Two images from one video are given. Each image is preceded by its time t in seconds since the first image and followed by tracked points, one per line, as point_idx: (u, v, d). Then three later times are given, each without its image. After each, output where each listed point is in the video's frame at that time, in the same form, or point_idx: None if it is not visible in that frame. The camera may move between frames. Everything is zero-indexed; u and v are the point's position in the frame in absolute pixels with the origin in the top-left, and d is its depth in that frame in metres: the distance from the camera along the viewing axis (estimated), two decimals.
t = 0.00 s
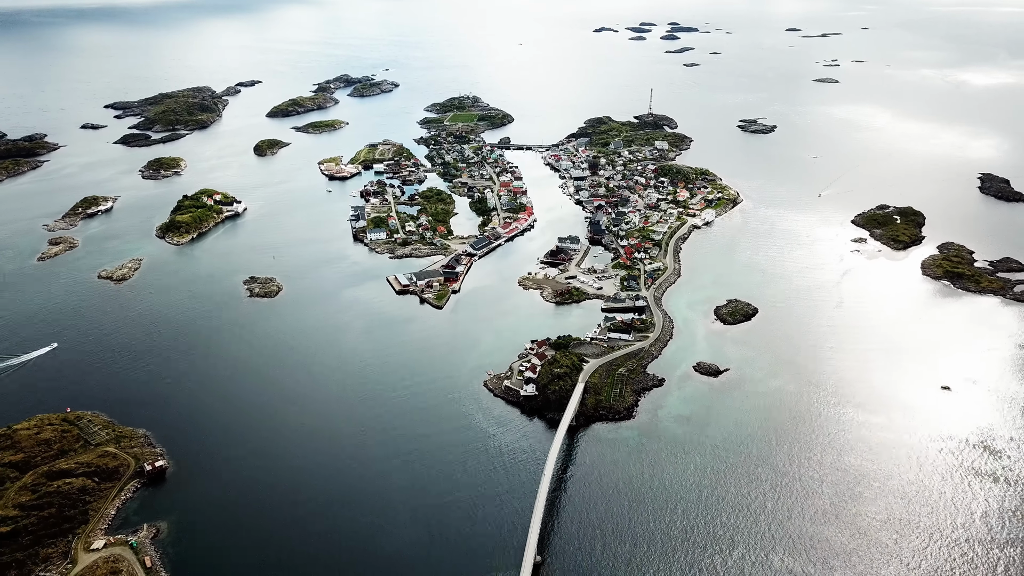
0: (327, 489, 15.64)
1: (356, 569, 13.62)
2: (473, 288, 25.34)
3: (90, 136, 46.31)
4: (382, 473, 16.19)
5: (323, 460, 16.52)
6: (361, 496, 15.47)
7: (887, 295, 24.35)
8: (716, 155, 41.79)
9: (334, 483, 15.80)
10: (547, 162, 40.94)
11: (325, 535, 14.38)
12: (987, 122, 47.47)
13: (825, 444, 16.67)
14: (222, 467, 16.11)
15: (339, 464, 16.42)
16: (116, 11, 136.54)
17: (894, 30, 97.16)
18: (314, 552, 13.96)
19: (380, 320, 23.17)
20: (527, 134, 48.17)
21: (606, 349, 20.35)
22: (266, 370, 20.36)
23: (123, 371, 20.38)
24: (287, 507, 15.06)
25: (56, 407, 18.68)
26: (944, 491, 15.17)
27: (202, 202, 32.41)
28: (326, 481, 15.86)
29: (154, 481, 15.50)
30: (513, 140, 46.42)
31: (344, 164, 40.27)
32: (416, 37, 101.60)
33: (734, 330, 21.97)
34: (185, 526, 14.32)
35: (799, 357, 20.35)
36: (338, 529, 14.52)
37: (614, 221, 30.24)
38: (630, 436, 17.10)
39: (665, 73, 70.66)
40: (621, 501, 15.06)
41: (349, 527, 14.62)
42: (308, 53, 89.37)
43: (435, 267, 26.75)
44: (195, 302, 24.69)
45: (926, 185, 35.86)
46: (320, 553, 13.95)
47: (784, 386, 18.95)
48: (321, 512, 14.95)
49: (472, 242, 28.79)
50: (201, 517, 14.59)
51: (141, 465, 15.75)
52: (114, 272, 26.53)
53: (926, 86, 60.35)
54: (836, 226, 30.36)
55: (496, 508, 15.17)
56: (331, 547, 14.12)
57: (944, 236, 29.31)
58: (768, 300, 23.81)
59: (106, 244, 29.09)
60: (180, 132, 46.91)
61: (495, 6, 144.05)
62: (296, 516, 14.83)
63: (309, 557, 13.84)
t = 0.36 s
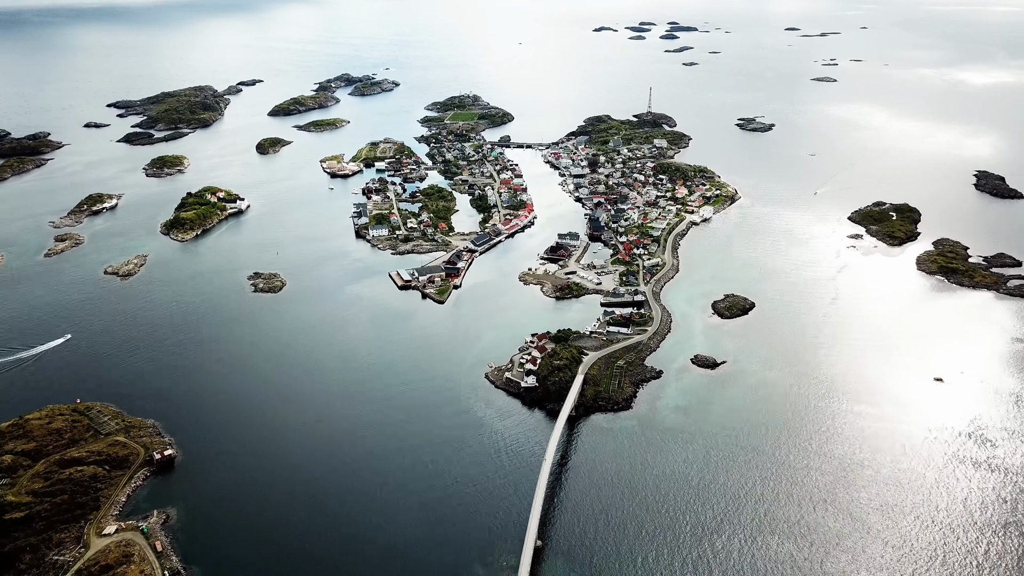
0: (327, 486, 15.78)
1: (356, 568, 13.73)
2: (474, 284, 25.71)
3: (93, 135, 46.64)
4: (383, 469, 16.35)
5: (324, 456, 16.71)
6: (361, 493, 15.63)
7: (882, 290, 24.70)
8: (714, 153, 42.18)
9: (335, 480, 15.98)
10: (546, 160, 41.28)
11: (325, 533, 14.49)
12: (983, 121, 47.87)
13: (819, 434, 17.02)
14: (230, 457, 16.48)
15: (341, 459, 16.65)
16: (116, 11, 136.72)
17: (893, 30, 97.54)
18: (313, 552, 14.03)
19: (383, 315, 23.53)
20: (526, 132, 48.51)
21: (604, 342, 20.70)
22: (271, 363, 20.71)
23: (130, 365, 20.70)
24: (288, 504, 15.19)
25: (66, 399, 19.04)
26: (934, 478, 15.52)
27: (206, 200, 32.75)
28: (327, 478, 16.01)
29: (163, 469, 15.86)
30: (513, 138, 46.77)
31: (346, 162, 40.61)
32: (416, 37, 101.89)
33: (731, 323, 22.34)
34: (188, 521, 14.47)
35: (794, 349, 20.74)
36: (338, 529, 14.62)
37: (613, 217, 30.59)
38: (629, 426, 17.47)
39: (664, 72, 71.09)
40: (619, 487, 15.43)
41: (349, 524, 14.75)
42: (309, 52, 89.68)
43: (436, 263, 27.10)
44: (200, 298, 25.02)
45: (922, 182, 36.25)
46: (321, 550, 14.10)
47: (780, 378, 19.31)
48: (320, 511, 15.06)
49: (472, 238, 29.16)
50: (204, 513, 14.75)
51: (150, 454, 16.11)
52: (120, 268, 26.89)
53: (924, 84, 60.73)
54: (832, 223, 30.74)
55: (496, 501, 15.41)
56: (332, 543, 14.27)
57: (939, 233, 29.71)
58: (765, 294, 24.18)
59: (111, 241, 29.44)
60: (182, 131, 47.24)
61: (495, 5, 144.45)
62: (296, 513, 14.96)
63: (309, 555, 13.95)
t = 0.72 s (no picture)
0: (331, 478, 16.01)
1: (359, 555, 14.00)
2: (475, 279, 26.06)
3: (96, 134, 46.99)
4: (385, 460, 16.63)
5: (328, 448, 16.98)
6: (365, 483, 15.89)
7: (879, 286, 25.04)
8: (713, 152, 42.54)
9: (339, 470, 16.23)
10: (547, 159, 41.63)
11: (329, 524, 14.70)
12: (980, 120, 48.26)
13: (814, 425, 17.34)
14: (236, 446, 16.81)
15: (344, 449, 16.95)
16: (116, 11, 137.04)
17: (892, 30, 97.91)
18: (317, 541, 14.23)
19: (386, 309, 23.87)
20: (527, 131, 48.86)
21: (604, 336, 21.04)
22: (276, 356, 21.05)
23: (138, 358, 21.06)
24: (292, 495, 15.42)
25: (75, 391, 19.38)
26: (926, 467, 15.85)
27: (210, 197, 33.10)
28: (330, 469, 16.26)
29: (172, 458, 16.20)
30: (513, 136, 47.12)
31: (348, 160, 40.95)
32: (417, 36, 102.28)
33: (728, 318, 22.68)
34: (194, 510, 14.72)
35: (791, 343, 21.09)
36: (341, 519, 14.85)
37: (612, 215, 30.94)
38: (627, 416, 17.83)
39: (664, 72, 71.48)
40: (618, 475, 15.78)
41: (352, 514, 14.98)
42: (310, 52, 90.08)
43: (438, 259, 27.45)
44: (204, 294, 25.36)
45: (919, 180, 36.62)
46: (325, 540, 14.30)
47: (776, 371, 19.64)
48: (323, 503, 15.25)
49: (473, 235, 29.50)
50: (211, 500, 15.06)
51: (159, 443, 16.45)
52: (126, 264, 27.27)
53: (922, 84, 61.09)
54: (829, 220, 31.10)
55: (498, 489, 15.72)
56: (336, 533, 14.49)
57: (935, 230, 30.07)
58: (762, 290, 24.53)
59: (117, 238, 29.79)
60: (185, 130, 47.58)
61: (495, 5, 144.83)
62: (300, 503, 15.19)
63: (314, 546, 14.14)
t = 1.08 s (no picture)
0: (336, 468, 16.34)
1: (364, 540, 14.37)
2: (476, 275, 26.41)
3: (99, 132, 47.31)
4: (388, 450, 16.97)
5: (332, 439, 17.31)
6: (368, 473, 16.23)
7: (874, 281, 25.42)
8: (712, 151, 42.90)
9: (344, 460, 16.59)
10: (546, 157, 41.97)
11: (333, 512, 15.02)
12: (976, 119, 48.66)
13: (808, 415, 17.69)
14: (243, 437, 17.18)
15: (348, 441, 17.29)
16: (116, 11, 137.27)
17: (890, 29, 98.26)
18: (323, 529, 14.55)
19: (388, 304, 24.20)
20: (527, 130, 49.18)
21: (603, 330, 21.38)
22: (281, 351, 21.37)
23: (144, 352, 21.39)
24: (297, 485, 15.74)
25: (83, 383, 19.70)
26: (918, 456, 16.19)
27: (213, 195, 33.43)
28: (335, 460, 16.60)
29: (180, 448, 16.56)
30: (513, 135, 47.45)
31: (349, 158, 41.27)
32: (417, 36, 102.63)
33: (725, 312, 23.04)
34: (202, 499, 15.05)
35: (786, 336, 21.47)
36: (346, 507, 15.21)
37: (612, 212, 31.31)
38: (626, 407, 18.19)
39: (663, 72, 71.75)
40: (617, 464, 16.13)
41: (356, 502, 15.32)
42: (311, 51, 90.38)
43: (439, 255, 27.79)
44: (209, 290, 25.67)
45: (915, 179, 37.01)
46: (331, 528, 14.62)
47: (772, 364, 20.01)
48: (328, 493, 15.58)
49: (474, 232, 29.84)
50: (220, 489, 15.42)
51: (167, 433, 16.80)
52: (132, 260, 27.61)
53: (919, 84, 61.48)
54: (826, 217, 31.47)
55: (499, 477, 16.05)
56: (341, 521, 14.82)
57: (929, 227, 30.45)
58: (759, 285, 24.89)
59: (121, 235, 30.11)
60: (187, 129, 47.90)
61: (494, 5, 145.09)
62: (306, 493, 15.52)
63: (320, 534, 14.45)
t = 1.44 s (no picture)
0: (341, 458, 16.70)
1: (369, 526, 14.74)
2: (478, 271, 26.78)
3: (102, 131, 47.66)
4: (391, 441, 17.33)
5: (337, 431, 17.68)
6: (373, 463, 16.58)
7: (870, 277, 25.77)
8: (710, 149, 43.26)
9: (349, 450, 16.95)
10: (546, 155, 42.33)
11: (339, 501, 15.38)
12: (973, 118, 49.03)
13: (804, 406, 18.05)
14: (250, 428, 17.56)
15: (352, 432, 17.65)
16: (117, 11, 137.63)
17: (889, 30, 98.58)
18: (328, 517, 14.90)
19: (391, 300, 24.57)
20: (527, 129, 49.57)
21: (602, 324, 21.73)
22: (286, 345, 21.72)
23: (151, 346, 21.76)
24: (302, 474, 16.09)
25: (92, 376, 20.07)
26: (911, 446, 16.54)
27: (217, 192, 33.80)
28: (339, 450, 16.96)
29: (188, 438, 16.94)
30: (514, 134, 47.79)
31: (351, 157, 41.63)
32: (417, 36, 103.04)
33: (723, 307, 23.40)
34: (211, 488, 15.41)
35: (783, 331, 21.81)
36: (351, 495, 15.57)
37: (611, 209, 31.66)
38: (624, 399, 18.56)
39: (662, 71, 72.07)
40: (616, 453, 16.49)
41: (361, 491, 15.70)
42: (311, 51, 90.72)
43: (441, 251, 28.16)
44: (214, 285, 26.04)
45: (911, 177, 37.39)
46: (336, 516, 14.98)
47: (769, 357, 20.37)
48: (333, 482, 15.93)
49: (475, 229, 30.21)
50: (227, 477, 15.80)
51: (175, 424, 17.18)
52: (137, 256, 27.96)
53: (917, 83, 61.82)
54: (822, 215, 31.86)
55: (500, 465, 16.42)
56: (346, 509, 15.18)
57: (925, 224, 30.80)
58: (756, 281, 25.25)
59: (126, 232, 30.49)
60: (190, 127, 48.27)
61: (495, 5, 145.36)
62: (312, 482, 15.87)
63: (326, 521, 14.81)
